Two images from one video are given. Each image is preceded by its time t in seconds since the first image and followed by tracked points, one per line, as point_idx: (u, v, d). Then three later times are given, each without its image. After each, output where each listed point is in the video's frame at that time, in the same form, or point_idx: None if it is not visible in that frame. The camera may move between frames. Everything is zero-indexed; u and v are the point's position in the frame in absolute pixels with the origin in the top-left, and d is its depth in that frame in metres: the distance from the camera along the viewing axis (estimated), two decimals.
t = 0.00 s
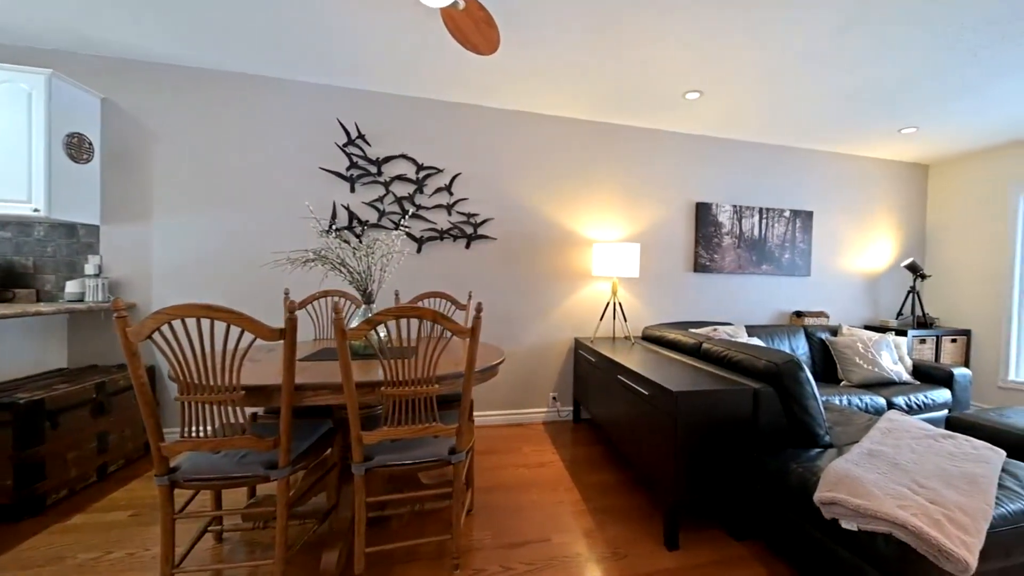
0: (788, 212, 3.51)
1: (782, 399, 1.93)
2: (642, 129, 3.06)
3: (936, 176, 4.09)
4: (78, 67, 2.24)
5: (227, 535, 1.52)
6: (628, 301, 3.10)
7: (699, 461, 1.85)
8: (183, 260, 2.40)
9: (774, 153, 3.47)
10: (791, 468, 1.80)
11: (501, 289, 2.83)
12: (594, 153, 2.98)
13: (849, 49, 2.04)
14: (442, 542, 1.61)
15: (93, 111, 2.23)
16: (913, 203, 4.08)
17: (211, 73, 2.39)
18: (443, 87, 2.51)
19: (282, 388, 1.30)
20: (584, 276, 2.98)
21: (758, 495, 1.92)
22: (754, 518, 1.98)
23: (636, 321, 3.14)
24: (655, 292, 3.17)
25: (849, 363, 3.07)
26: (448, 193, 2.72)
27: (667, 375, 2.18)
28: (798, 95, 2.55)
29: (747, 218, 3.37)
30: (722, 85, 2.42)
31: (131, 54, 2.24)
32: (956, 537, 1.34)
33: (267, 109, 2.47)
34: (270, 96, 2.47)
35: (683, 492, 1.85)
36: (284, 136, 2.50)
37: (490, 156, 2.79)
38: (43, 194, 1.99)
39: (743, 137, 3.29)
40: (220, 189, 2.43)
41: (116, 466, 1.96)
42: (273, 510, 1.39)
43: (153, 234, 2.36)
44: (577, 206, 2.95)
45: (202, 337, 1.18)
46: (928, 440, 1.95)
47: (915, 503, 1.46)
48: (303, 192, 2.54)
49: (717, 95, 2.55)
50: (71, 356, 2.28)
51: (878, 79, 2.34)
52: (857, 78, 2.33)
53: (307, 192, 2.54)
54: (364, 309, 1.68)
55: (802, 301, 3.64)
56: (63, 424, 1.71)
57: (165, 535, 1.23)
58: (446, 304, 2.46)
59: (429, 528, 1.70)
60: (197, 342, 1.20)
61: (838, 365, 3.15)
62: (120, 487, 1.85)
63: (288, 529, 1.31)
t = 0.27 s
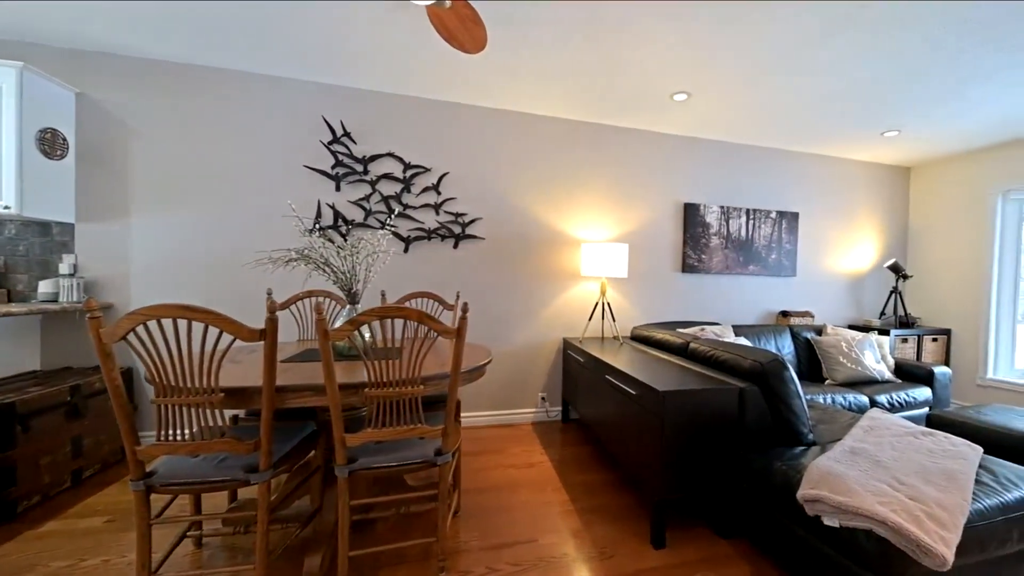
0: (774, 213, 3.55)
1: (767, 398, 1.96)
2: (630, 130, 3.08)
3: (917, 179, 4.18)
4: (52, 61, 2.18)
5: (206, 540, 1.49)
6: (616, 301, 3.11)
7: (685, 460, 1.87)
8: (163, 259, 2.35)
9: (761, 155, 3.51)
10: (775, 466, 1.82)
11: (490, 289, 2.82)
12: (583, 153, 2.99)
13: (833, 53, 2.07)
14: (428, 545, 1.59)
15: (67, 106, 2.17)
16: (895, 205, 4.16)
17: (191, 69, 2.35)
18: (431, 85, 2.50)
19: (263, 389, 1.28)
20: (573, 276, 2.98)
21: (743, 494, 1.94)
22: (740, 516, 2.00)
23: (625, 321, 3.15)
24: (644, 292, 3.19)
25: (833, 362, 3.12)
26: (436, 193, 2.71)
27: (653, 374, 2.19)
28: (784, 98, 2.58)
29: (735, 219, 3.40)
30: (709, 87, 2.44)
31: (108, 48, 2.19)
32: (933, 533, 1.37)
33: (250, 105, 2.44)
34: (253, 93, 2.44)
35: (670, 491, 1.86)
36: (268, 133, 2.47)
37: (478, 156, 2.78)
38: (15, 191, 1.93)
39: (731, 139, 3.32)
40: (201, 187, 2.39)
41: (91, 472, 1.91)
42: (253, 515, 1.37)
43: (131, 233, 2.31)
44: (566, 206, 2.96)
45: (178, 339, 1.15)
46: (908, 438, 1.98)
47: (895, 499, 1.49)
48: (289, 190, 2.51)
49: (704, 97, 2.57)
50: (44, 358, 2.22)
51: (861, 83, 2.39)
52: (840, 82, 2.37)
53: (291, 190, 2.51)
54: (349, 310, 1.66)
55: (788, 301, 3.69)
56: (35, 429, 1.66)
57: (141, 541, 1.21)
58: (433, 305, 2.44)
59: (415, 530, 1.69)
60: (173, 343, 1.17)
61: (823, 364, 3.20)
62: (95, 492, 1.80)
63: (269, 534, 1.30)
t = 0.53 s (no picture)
0: (760, 214, 3.60)
1: (750, 396, 1.99)
2: (617, 130, 3.09)
3: (898, 181, 4.27)
4: (22, 53, 2.12)
5: (183, 546, 1.46)
6: (604, 301, 3.12)
7: (670, 459, 1.88)
8: (140, 259, 2.30)
9: (746, 157, 3.55)
10: (759, 464, 1.84)
11: (477, 289, 2.81)
12: (571, 153, 2.99)
13: (816, 57, 2.10)
14: (412, 548, 1.57)
15: (36, 100, 2.10)
16: (877, 207, 4.25)
17: (168, 63, 2.30)
18: (418, 83, 2.48)
19: (241, 391, 1.26)
20: (561, 276, 2.99)
21: (727, 492, 1.96)
22: (724, 514, 2.02)
23: (613, 321, 3.16)
24: (631, 292, 3.20)
25: (816, 361, 3.18)
26: (422, 192, 2.69)
27: (639, 374, 2.20)
28: (769, 101, 2.62)
29: (721, 220, 3.44)
30: (695, 89, 2.46)
31: (80, 40, 2.13)
32: (910, 528, 1.41)
33: (230, 101, 2.39)
34: (233, 89, 2.39)
35: (655, 490, 1.87)
36: (251, 130, 2.43)
37: (465, 155, 2.76)
38: None
39: (718, 141, 3.36)
40: (180, 185, 2.34)
41: (62, 478, 1.85)
42: (231, 520, 1.34)
43: (106, 231, 2.25)
44: (554, 206, 2.96)
45: (149, 340, 1.12)
46: (887, 434, 2.02)
47: (874, 495, 1.52)
48: (272, 188, 2.47)
49: (690, 98, 2.60)
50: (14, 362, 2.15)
51: (843, 86, 2.43)
52: (823, 86, 2.42)
53: (273, 188, 2.47)
54: (331, 310, 1.63)
55: (773, 301, 3.74)
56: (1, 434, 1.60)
57: (113, 548, 1.18)
58: (419, 305, 2.42)
59: (399, 534, 1.67)
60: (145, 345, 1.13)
61: (806, 362, 3.25)
62: (66, 499, 1.75)
63: (247, 539, 1.28)
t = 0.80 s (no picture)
0: (743, 215, 3.66)
1: (732, 395, 2.02)
2: (603, 131, 3.11)
3: (876, 184, 4.38)
4: None
5: (155, 554, 1.43)
6: (590, 301, 3.14)
7: (654, 457, 1.90)
8: (112, 257, 2.23)
9: (730, 158, 3.60)
10: (741, 461, 1.87)
11: (462, 288, 2.80)
12: (557, 153, 3.00)
13: (797, 59, 2.14)
14: (393, 551, 1.55)
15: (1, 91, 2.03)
16: (856, 209, 4.35)
17: (142, 56, 2.25)
18: (402, 80, 2.46)
19: (216, 394, 1.23)
20: (547, 276, 2.99)
21: (710, 489, 1.98)
22: (706, 511, 2.04)
23: (598, 321, 3.17)
24: (617, 292, 3.22)
25: (797, 359, 3.24)
26: (407, 191, 2.67)
27: (623, 373, 2.21)
28: (752, 103, 2.66)
29: (706, 221, 3.48)
30: (680, 90, 2.49)
31: (48, 31, 2.07)
32: (885, 522, 1.45)
33: (207, 96, 2.34)
34: (210, 83, 2.35)
35: (639, 488, 1.88)
36: (229, 125, 2.38)
37: (450, 153, 2.75)
38: None
39: (702, 142, 3.40)
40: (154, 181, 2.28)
41: (27, 484, 1.79)
42: (205, 526, 1.31)
43: (76, 228, 2.18)
44: (539, 206, 2.96)
45: (118, 342, 1.08)
46: (864, 431, 2.06)
47: (851, 491, 1.56)
48: (252, 185, 2.43)
49: (675, 99, 2.62)
50: None
51: (822, 89, 2.48)
52: (804, 88, 2.46)
53: (252, 186, 2.43)
54: (310, 310, 1.60)
55: (756, 301, 3.80)
56: None
57: (79, 557, 1.15)
58: (403, 305, 2.40)
59: (380, 537, 1.64)
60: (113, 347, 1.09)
61: (788, 361, 3.31)
62: (32, 507, 1.69)
63: (221, 545, 1.25)
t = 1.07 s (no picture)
0: (725, 217, 3.72)
1: (712, 394, 2.05)
2: (588, 132, 3.12)
3: (852, 187, 4.50)
4: None
5: (123, 562, 1.38)
6: (575, 301, 3.15)
7: (635, 456, 1.91)
8: (81, 256, 2.16)
9: (713, 161, 3.66)
10: (720, 459, 1.90)
11: (446, 289, 2.78)
12: (542, 154, 3.00)
13: (777, 65, 2.18)
14: (372, 555, 1.54)
15: None
16: (833, 211, 4.46)
17: (114, 49, 2.18)
18: (385, 78, 2.44)
19: (187, 396, 1.20)
20: (532, 277, 2.99)
21: (690, 486, 2.01)
22: (686, 509, 2.07)
23: (583, 321, 3.19)
24: (602, 293, 3.24)
25: (777, 358, 3.30)
26: (390, 190, 2.64)
27: (605, 373, 2.23)
28: (733, 107, 2.70)
29: (689, 222, 3.53)
30: (663, 94, 2.52)
31: (12, 21, 2.00)
32: (857, 517, 1.49)
33: (182, 91, 2.29)
34: (186, 78, 2.29)
35: (621, 487, 1.89)
36: (206, 122, 2.33)
37: (434, 153, 2.73)
38: None
39: (685, 145, 3.44)
40: (126, 178, 2.22)
41: None
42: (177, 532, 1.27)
43: (42, 225, 2.10)
44: (525, 207, 2.96)
45: (82, 344, 1.04)
46: (840, 428, 2.12)
47: (825, 487, 1.60)
48: (230, 183, 2.38)
49: (659, 103, 2.65)
50: None
51: (801, 95, 2.53)
52: (784, 93, 2.51)
53: (229, 183, 2.38)
54: (287, 310, 1.57)
55: (737, 301, 3.87)
56: None
57: (41, 567, 1.11)
58: (386, 305, 2.37)
59: (360, 541, 1.62)
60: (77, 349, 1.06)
61: (769, 360, 3.38)
62: None
63: (194, 552, 1.23)
